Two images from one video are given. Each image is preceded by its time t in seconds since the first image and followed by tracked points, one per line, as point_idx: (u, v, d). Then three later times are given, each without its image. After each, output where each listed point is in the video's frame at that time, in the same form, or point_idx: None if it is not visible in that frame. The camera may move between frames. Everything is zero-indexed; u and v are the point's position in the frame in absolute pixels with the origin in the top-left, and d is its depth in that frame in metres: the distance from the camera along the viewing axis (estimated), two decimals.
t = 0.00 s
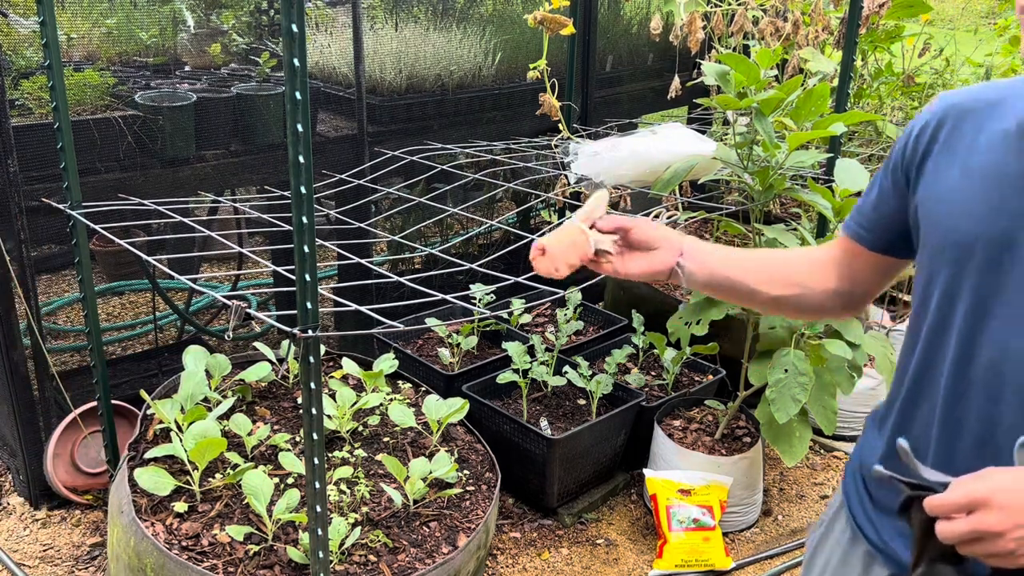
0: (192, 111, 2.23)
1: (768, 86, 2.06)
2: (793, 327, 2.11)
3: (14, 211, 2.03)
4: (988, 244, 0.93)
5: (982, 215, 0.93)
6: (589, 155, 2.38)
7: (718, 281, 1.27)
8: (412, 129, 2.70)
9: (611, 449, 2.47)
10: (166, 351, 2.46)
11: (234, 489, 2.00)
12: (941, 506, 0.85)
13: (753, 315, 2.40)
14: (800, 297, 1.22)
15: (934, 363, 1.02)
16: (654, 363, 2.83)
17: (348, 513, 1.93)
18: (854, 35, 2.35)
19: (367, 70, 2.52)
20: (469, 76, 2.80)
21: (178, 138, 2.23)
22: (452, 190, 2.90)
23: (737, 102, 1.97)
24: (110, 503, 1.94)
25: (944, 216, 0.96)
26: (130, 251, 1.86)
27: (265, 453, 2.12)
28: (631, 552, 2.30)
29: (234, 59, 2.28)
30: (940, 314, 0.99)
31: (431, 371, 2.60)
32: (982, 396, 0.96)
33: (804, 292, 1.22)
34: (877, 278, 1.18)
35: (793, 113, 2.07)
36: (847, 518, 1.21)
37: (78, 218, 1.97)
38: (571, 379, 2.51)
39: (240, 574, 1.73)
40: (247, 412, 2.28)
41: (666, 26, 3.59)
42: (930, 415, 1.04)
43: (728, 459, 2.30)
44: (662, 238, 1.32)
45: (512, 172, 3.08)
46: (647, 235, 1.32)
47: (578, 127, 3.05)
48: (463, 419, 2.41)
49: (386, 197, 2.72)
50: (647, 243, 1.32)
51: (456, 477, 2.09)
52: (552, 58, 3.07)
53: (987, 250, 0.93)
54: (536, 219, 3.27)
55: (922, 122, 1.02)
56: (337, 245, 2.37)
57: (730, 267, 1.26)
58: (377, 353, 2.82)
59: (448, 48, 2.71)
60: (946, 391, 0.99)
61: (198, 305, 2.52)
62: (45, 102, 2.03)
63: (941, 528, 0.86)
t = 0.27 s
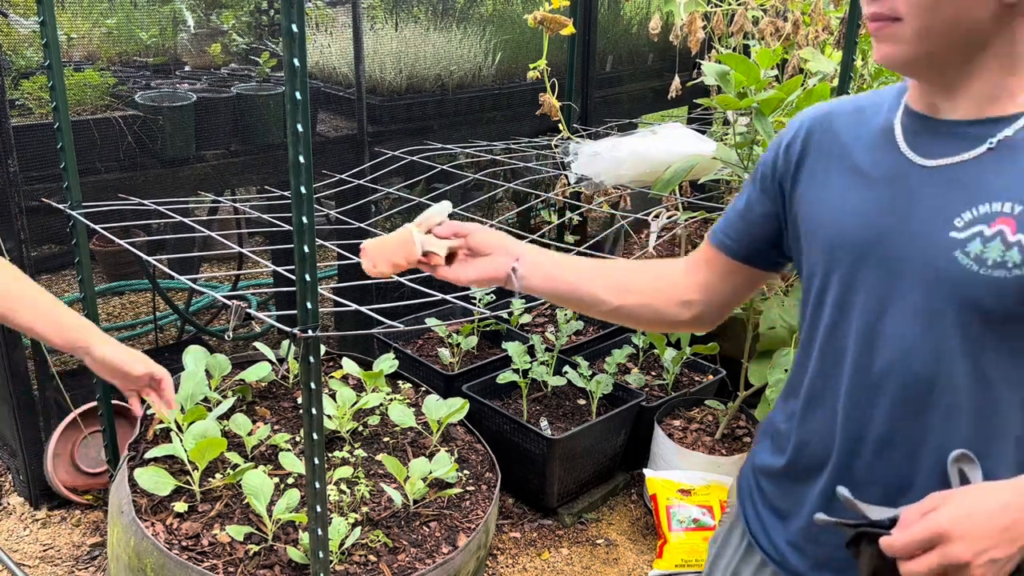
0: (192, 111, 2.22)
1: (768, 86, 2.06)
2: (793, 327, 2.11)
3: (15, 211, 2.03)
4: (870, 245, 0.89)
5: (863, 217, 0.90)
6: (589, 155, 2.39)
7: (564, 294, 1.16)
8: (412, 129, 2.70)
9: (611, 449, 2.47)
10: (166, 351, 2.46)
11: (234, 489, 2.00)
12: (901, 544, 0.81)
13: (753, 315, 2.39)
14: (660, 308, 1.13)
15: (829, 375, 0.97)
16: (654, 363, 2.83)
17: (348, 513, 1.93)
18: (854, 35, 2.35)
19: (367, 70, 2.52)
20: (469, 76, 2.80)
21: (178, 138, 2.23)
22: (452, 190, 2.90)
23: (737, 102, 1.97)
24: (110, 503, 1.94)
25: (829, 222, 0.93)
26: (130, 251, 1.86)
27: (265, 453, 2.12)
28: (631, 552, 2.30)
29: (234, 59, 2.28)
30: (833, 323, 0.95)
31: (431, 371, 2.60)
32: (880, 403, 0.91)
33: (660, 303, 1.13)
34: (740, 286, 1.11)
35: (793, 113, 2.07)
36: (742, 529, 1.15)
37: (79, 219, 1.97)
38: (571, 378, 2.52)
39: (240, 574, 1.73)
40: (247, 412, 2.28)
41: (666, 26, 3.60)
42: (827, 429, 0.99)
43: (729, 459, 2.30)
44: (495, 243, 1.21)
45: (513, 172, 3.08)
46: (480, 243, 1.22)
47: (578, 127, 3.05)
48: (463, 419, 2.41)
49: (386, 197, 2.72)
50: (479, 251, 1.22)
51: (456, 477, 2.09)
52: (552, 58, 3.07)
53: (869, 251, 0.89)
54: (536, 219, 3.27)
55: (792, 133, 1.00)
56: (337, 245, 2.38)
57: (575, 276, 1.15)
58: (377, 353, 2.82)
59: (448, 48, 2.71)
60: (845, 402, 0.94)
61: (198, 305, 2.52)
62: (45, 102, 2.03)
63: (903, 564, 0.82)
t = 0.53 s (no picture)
0: (193, 111, 2.22)
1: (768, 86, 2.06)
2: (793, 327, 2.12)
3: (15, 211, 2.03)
4: (790, 242, 0.86)
5: (780, 215, 0.87)
6: (589, 155, 2.39)
7: (472, 312, 1.15)
8: (412, 129, 2.70)
9: (611, 449, 2.47)
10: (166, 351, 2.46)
11: (234, 488, 2.00)
12: (833, 517, 0.78)
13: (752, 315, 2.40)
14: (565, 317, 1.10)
15: (760, 377, 0.94)
16: (654, 363, 2.83)
17: (348, 513, 1.93)
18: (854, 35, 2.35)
19: (367, 70, 2.52)
20: (469, 76, 2.80)
21: (178, 138, 2.23)
22: (452, 190, 2.89)
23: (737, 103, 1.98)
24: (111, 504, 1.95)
25: (747, 222, 0.90)
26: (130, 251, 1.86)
27: (265, 453, 2.12)
28: (631, 552, 2.30)
29: (234, 59, 2.28)
30: (761, 324, 0.92)
31: (431, 370, 2.61)
32: (814, 400, 0.88)
33: (570, 310, 1.10)
34: (653, 286, 1.07)
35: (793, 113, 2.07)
36: (699, 537, 1.08)
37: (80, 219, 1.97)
38: (571, 378, 2.53)
39: (240, 574, 1.73)
40: (247, 412, 2.28)
41: (666, 26, 3.60)
42: (765, 433, 0.95)
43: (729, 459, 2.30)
44: (392, 268, 1.22)
45: (512, 172, 3.08)
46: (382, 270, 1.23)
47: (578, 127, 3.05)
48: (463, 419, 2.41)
49: (386, 197, 2.72)
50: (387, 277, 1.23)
51: (456, 477, 2.09)
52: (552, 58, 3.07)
53: (789, 248, 0.86)
54: (535, 219, 3.27)
55: (701, 137, 0.97)
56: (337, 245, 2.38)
57: (479, 295, 1.15)
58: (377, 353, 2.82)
59: (448, 48, 2.71)
60: (780, 404, 0.91)
61: (198, 305, 2.52)
62: (44, 102, 2.04)
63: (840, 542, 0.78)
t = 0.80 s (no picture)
0: (192, 111, 2.22)
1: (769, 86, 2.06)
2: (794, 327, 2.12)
3: (15, 211, 2.02)
4: (780, 242, 0.87)
5: (769, 215, 0.88)
6: (589, 155, 2.39)
7: (470, 326, 1.14)
8: (412, 129, 2.70)
9: (611, 449, 2.46)
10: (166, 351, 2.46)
11: (234, 489, 1.99)
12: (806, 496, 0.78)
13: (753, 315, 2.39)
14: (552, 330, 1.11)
15: (751, 376, 0.94)
16: (654, 363, 2.83)
17: (348, 513, 1.93)
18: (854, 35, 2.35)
19: (367, 70, 2.52)
20: (469, 76, 2.80)
21: (178, 138, 2.23)
22: (452, 190, 2.89)
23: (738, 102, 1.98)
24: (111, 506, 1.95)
25: (738, 223, 0.91)
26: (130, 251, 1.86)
27: (265, 453, 2.12)
28: (631, 552, 2.30)
29: (234, 59, 2.27)
30: (752, 324, 0.92)
31: (431, 370, 2.60)
32: (805, 398, 0.89)
33: (568, 323, 1.10)
34: (652, 294, 1.07)
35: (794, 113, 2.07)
36: (698, 535, 1.07)
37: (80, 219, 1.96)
38: (571, 379, 2.53)
39: (240, 574, 1.73)
40: (247, 412, 2.28)
41: (666, 26, 3.59)
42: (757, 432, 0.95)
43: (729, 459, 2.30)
44: (397, 288, 1.19)
45: (512, 172, 3.07)
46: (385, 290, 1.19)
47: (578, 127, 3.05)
48: (463, 419, 2.41)
49: (386, 197, 2.71)
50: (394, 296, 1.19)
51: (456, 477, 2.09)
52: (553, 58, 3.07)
53: (779, 248, 0.88)
54: (535, 219, 3.27)
55: (690, 140, 0.99)
56: (337, 245, 2.37)
57: (479, 309, 1.14)
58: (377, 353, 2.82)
59: (448, 48, 2.71)
60: (771, 402, 0.91)
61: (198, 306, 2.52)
62: (44, 102, 2.04)
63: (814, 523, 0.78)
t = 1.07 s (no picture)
0: (192, 111, 2.22)
1: (769, 86, 2.06)
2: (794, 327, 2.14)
3: (15, 211, 2.02)
4: (844, 249, 0.92)
5: (831, 222, 0.93)
6: (589, 155, 2.40)
7: (705, 384, 1.13)
8: (412, 129, 2.70)
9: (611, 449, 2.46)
10: (166, 351, 2.46)
11: (234, 489, 1.99)
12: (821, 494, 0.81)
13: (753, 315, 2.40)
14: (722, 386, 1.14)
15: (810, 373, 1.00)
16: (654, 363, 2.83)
17: (348, 513, 1.93)
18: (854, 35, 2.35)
19: (367, 70, 2.52)
20: (469, 76, 2.80)
21: (177, 138, 2.23)
22: (452, 190, 2.89)
23: (737, 102, 1.98)
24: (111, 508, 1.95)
25: (803, 228, 0.96)
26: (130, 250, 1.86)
27: (265, 453, 2.12)
28: (631, 552, 2.30)
29: (234, 59, 2.27)
30: (808, 325, 0.98)
31: (431, 370, 2.60)
32: (863, 396, 0.94)
33: (736, 359, 1.13)
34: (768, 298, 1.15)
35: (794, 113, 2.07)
36: (742, 529, 1.14)
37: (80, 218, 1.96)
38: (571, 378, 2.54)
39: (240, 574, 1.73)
40: (247, 412, 2.28)
41: (666, 26, 3.59)
42: (810, 431, 1.01)
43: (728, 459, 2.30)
44: (626, 381, 1.11)
45: (512, 172, 3.07)
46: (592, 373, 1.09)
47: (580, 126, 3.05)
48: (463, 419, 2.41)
49: (386, 197, 2.71)
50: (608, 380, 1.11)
51: (456, 477, 2.09)
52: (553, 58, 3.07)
53: (840, 256, 0.92)
54: (535, 219, 3.27)
55: (748, 147, 1.04)
56: (337, 245, 2.37)
57: (680, 390, 1.11)
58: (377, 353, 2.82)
59: (448, 48, 2.71)
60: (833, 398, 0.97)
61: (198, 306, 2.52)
62: (44, 102, 2.04)
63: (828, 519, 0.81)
